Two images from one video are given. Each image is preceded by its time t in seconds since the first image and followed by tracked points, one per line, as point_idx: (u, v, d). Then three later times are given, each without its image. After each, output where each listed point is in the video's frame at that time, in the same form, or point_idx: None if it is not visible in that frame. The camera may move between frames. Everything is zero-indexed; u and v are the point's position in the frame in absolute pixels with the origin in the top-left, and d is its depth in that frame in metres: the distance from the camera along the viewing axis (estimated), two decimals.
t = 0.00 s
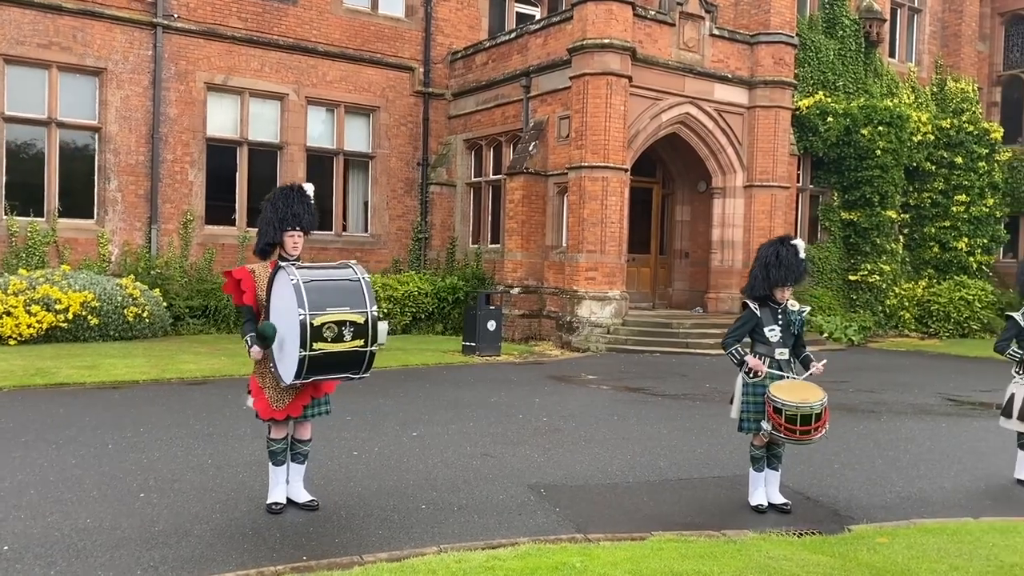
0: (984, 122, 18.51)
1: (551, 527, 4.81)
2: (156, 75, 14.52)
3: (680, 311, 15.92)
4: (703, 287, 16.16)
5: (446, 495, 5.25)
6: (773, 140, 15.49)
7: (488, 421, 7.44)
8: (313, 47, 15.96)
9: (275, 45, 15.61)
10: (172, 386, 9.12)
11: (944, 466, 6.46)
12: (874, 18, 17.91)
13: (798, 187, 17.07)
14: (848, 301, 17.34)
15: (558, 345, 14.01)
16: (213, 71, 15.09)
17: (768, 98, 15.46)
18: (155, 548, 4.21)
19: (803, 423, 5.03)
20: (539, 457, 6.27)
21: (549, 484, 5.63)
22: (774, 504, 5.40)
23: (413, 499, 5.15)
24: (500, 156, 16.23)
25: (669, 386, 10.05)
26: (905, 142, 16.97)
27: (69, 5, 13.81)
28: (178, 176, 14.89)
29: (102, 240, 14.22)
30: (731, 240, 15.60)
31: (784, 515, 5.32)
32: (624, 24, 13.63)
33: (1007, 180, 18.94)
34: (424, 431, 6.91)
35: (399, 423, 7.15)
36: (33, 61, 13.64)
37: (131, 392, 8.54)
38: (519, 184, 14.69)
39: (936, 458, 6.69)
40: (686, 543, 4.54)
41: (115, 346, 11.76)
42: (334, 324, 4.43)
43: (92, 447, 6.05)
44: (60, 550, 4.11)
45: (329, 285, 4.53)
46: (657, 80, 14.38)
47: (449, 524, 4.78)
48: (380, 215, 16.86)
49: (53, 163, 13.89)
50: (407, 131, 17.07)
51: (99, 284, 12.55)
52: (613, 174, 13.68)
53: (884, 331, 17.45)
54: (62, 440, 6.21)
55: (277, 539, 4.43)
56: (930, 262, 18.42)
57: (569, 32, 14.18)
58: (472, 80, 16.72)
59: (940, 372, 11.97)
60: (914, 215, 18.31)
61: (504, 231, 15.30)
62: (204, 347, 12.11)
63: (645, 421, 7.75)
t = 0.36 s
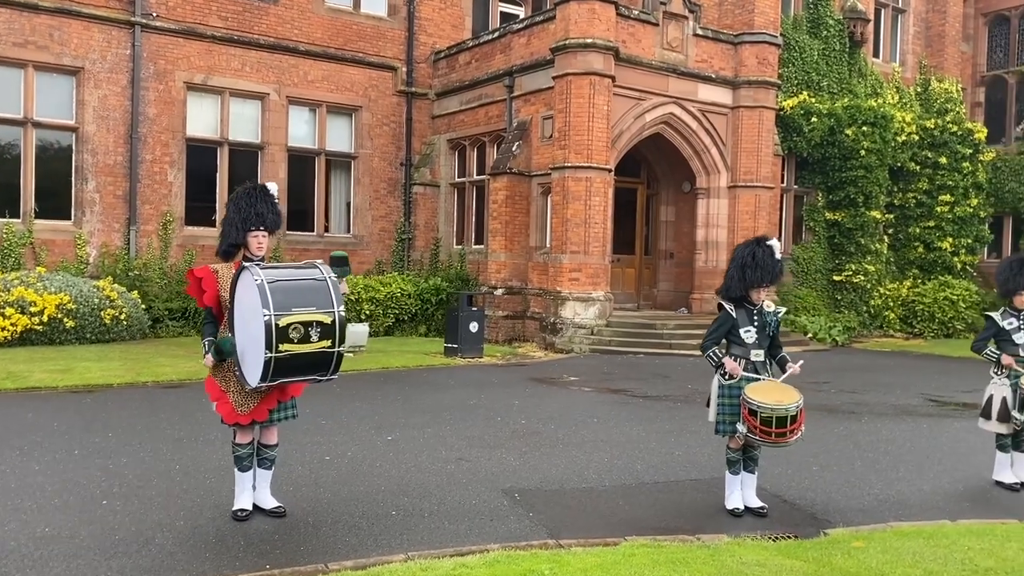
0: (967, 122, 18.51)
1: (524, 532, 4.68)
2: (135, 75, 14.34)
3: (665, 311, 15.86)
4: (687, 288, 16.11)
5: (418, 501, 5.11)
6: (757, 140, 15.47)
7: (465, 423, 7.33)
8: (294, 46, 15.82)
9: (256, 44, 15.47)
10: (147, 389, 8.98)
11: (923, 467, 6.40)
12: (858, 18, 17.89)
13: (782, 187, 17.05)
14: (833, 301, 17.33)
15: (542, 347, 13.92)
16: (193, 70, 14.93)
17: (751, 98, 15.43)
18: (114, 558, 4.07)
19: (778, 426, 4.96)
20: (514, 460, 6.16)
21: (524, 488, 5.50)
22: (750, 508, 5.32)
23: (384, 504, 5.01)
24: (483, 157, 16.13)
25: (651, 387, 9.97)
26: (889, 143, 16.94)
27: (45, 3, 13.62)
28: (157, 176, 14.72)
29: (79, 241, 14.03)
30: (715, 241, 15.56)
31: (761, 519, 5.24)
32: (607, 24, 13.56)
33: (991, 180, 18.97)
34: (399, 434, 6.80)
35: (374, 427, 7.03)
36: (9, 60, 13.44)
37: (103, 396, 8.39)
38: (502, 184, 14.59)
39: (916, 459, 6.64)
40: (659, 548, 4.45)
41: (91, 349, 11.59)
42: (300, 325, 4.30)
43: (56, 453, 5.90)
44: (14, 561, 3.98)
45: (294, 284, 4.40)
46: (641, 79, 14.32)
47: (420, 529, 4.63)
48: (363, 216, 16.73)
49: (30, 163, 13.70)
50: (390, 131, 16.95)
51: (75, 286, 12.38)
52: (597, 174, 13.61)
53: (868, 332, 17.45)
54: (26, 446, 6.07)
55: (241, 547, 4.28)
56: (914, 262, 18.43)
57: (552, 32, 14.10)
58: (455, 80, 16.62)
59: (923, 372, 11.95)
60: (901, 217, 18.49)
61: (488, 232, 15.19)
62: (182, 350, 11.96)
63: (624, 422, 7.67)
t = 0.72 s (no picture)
0: (951, 123, 18.53)
1: (498, 541, 4.60)
2: (114, 77, 14.19)
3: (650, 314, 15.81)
4: (672, 290, 16.08)
5: (391, 510, 5.02)
6: (741, 142, 15.47)
7: (443, 429, 7.24)
8: (276, 48, 15.71)
9: (238, 45, 15.35)
10: (123, 395, 8.86)
11: (903, 471, 6.36)
12: (842, 19, 17.90)
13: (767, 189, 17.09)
14: (818, 303, 17.34)
15: (526, 349, 13.87)
16: (174, 72, 14.80)
17: (735, 100, 15.43)
18: (74, 571, 3.96)
19: (755, 431, 4.91)
20: (491, 466, 6.08)
21: (500, 496, 5.42)
22: (728, 514, 5.27)
23: (356, 513, 4.91)
24: (467, 159, 16.05)
25: (634, 390, 9.92)
26: (873, 144, 16.95)
27: (23, 5, 13.46)
28: (138, 179, 14.57)
29: (58, 245, 13.87)
30: (699, 243, 15.55)
31: (739, 525, 5.19)
32: (590, 25, 13.52)
33: (974, 181, 19.05)
34: (375, 440, 6.72)
35: (350, 433, 6.93)
36: None
37: (78, 402, 8.27)
38: (486, 185, 14.51)
39: (896, 462, 6.61)
40: (633, 556, 4.40)
41: (69, 354, 11.45)
42: (264, 333, 4.23)
43: (23, 462, 5.78)
44: None
45: (259, 292, 4.33)
46: (625, 81, 14.29)
47: (391, 539, 4.53)
48: (346, 218, 16.62)
49: (7, 166, 13.53)
50: (373, 133, 16.85)
51: (53, 290, 12.23)
52: (580, 176, 13.57)
53: (853, 333, 17.48)
54: None
55: (206, 558, 4.17)
56: (898, 263, 18.48)
57: (535, 33, 14.04)
58: (439, 81, 16.54)
59: (906, 373, 11.96)
60: (885, 219, 18.57)
61: (472, 234, 15.11)
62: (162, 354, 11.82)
63: (604, 426, 7.61)
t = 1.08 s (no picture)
0: (940, 123, 18.55)
1: (480, 543, 4.55)
2: (100, 76, 14.09)
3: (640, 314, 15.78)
4: (662, 290, 16.05)
5: (372, 512, 4.96)
6: (730, 142, 15.46)
7: (428, 430, 7.19)
8: (264, 47, 15.62)
9: (225, 45, 15.26)
10: (106, 397, 8.77)
11: (888, 471, 6.35)
12: (831, 19, 17.88)
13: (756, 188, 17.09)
14: (808, 303, 17.36)
15: (515, 350, 13.83)
16: (160, 71, 14.70)
17: (724, 99, 15.43)
18: None
19: (738, 431, 4.88)
20: (475, 468, 6.03)
21: (483, 498, 5.37)
22: (712, 515, 5.23)
23: (336, 516, 4.85)
24: (456, 159, 15.99)
25: (621, 391, 9.89)
26: (863, 144, 16.97)
27: (6, 3, 13.33)
28: (124, 180, 14.46)
29: (43, 246, 13.75)
30: (689, 243, 15.53)
31: (723, 526, 5.15)
32: (579, 25, 13.48)
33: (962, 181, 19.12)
34: (359, 442, 6.66)
35: (334, 435, 6.87)
36: None
37: (60, 404, 8.18)
38: (475, 185, 14.46)
39: (882, 462, 6.59)
40: (616, 559, 4.35)
41: (53, 356, 11.34)
42: (236, 333, 4.30)
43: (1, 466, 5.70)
44: None
45: (231, 291, 4.40)
46: (614, 81, 14.26)
47: (371, 542, 4.48)
48: (335, 219, 16.54)
49: None
50: (362, 133, 16.78)
51: (37, 291, 12.13)
52: (569, 176, 13.54)
53: (843, 333, 17.50)
54: None
55: (182, 563, 4.10)
56: (888, 263, 18.50)
57: (524, 33, 14.00)
58: (428, 81, 16.48)
59: (894, 373, 11.96)
60: (874, 218, 18.48)
61: (461, 234, 15.05)
62: (148, 356, 11.73)
63: (591, 427, 7.57)
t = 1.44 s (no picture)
0: (930, 122, 18.56)
1: (458, 544, 4.51)
2: (87, 74, 14.00)
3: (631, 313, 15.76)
4: (653, 289, 16.03)
5: (351, 513, 4.90)
6: (720, 141, 15.45)
7: (412, 430, 7.14)
8: (253, 46, 15.55)
9: (214, 43, 15.18)
10: (90, 397, 8.70)
11: (873, 470, 6.32)
12: (822, 18, 17.86)
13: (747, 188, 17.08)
14: (798, 302, 17.38)
15: (505, 349, 13.81)
16: (148, 70, 14.62)
17: (714, 98, 15.41)
18: None
19: (719, 431, 4.87)
20: (457, 468, 5.99)
21: (464, 498, 5.32)
22: (694, 515, 5.20)
23: (313, 517, 4.80)
24: (447, 158, 15.94)
25: (609, 390, 9.86)
26: (854, 143, 16.97)
27: None
28: (112, 178, 14.38)
29: (30, 245, 13.67)
30: (679, 242, 15.52)
31: (705, 526, 5.12)
32: (568, 23, 13.45)
33: (953, 180, 19.16)
34: (342, 442, 6.61)
35: (317, 435, 6.83)
36: None
37: (42, 404, 8.11)
38: (464, 184, 14.42)
39: (867, 462, 6.56)
40: (594, 560, 4.31)
41: (39, 356, 11.27)
42: (212, 333, 4.24)
43: None
44: None
45: (207, 290, 4.35)
46: (604, 80, 14.24)
47: (347, 543, 4.43)
48: (324, 218, 16.48)
49: None
50: (352, 132, 16.72)
51: (23, 291, 12.04)
52: (559, 175, 13.51)
53: (833, 331, 17.51)
54: None
55: (154, 564, 4.05)
56: (879, 262, 18.48)
57: (513, 31, 13.97)
58: (418, 79, 16.42)
59: (882, 372, 11.96)
60: (865, 217, 18.53)
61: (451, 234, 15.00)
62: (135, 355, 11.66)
63: (576, 427, 7.53)
